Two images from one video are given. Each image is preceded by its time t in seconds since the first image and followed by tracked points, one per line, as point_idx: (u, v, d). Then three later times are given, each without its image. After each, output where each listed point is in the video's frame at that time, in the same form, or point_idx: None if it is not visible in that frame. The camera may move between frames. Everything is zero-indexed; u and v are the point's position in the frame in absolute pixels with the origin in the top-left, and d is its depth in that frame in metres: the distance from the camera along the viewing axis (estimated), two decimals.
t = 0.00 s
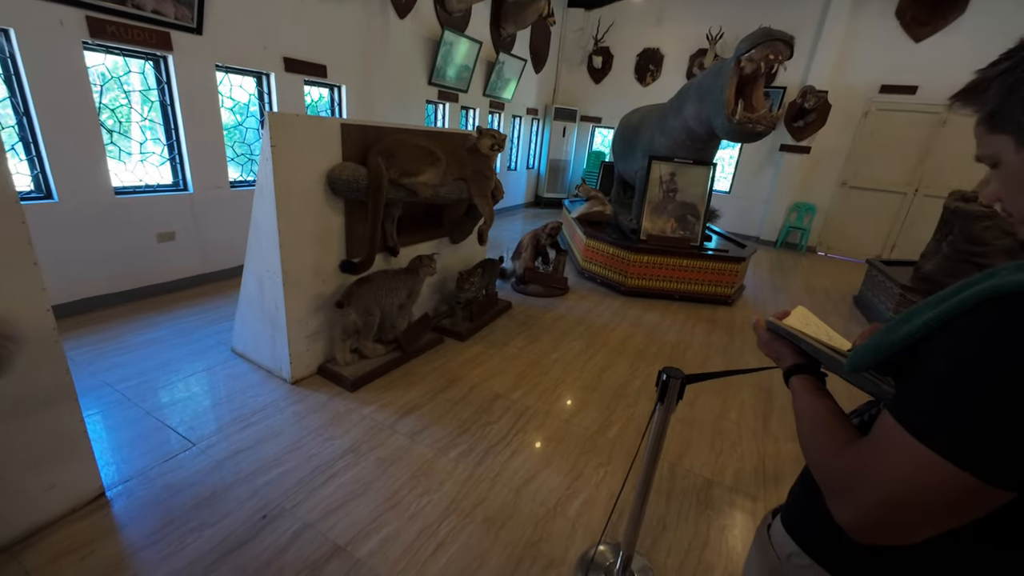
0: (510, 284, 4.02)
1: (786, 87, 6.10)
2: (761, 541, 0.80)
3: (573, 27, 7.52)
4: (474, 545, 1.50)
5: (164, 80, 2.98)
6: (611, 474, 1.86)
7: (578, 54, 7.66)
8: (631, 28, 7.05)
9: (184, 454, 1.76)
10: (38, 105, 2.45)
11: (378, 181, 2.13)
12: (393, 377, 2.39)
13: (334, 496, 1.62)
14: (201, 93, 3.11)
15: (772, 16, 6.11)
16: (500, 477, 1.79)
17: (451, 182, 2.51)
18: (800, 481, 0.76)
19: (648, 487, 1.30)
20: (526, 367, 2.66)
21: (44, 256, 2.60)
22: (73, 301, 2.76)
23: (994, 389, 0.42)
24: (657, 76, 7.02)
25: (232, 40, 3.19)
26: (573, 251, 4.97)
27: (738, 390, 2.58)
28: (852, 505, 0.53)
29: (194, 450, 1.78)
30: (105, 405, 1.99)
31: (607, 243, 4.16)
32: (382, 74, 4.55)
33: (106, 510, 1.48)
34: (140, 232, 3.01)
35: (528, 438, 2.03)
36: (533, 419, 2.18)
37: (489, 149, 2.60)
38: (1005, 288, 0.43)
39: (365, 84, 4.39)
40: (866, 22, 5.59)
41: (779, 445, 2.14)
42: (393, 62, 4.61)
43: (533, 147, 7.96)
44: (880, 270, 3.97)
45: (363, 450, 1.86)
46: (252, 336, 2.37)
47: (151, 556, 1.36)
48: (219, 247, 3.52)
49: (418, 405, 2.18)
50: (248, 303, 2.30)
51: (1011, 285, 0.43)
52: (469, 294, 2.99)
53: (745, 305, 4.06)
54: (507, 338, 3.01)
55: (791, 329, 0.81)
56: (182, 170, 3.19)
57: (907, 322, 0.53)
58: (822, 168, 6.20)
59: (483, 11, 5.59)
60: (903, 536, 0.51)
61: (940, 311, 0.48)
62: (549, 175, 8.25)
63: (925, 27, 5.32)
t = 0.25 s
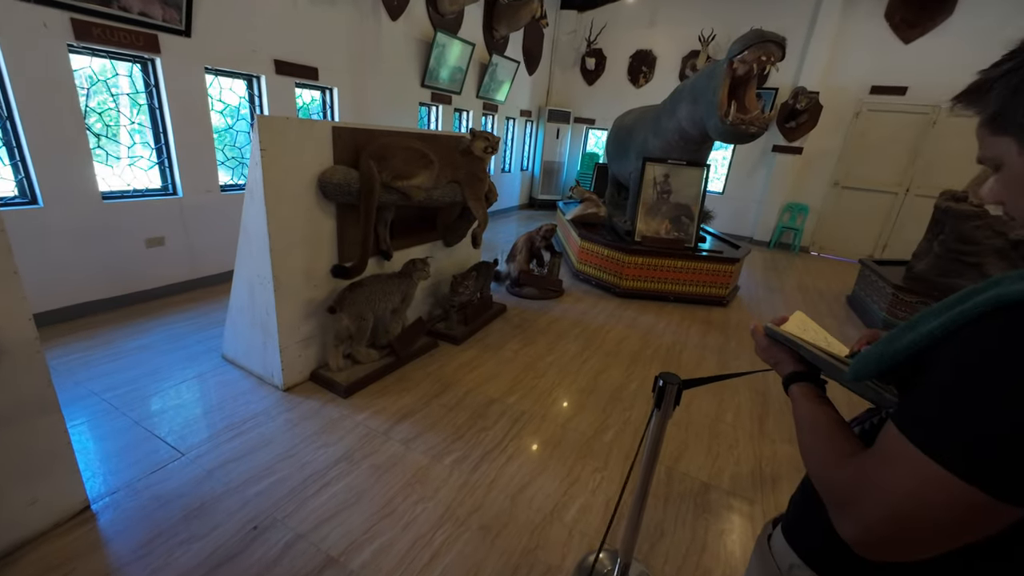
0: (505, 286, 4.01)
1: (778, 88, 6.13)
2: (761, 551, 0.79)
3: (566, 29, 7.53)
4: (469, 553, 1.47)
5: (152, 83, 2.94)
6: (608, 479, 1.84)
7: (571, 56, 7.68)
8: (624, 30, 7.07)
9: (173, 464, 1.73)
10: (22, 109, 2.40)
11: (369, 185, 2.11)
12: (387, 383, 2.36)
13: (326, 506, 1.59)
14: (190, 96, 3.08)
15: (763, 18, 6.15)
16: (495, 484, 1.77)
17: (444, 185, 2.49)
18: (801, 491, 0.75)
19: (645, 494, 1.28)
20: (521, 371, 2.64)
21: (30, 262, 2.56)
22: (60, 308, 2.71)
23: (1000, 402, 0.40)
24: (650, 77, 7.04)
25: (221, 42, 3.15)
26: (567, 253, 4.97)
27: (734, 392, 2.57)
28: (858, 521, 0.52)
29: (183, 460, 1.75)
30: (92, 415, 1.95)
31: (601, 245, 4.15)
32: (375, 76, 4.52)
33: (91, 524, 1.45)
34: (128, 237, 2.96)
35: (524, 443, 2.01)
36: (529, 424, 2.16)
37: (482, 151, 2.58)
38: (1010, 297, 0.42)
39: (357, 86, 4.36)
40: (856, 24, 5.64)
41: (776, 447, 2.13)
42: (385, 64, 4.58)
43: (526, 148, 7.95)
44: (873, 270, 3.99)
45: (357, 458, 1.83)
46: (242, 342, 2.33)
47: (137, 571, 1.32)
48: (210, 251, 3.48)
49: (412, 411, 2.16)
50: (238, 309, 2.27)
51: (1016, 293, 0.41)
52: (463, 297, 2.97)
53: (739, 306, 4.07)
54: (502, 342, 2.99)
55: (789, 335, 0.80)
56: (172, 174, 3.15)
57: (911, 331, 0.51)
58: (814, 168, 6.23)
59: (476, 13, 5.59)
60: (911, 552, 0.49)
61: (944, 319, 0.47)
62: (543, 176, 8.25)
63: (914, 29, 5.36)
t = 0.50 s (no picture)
0: (501, 289, 3.99)
1: (771, 90, 6.16)
2: (758, 558, 0.78)
3: (561, 31, 7.54)
4: (465, 560, 1.46)
5: (143, 86, 2.91)
6: (604, 483, 1.83)
7: (566, 58, 7.69)
8: (618, 32, 7.09)
9: (163, 472, 1.70)
10: (10, 113, 2.37)
11: (363, 188, 2.09)
12: (381, 388, 2.34)
13: (319, 513, 1.57)
14: (182, 99, 3.05)
15: (756, 20, 6.18)
16: (491, 489, 1.75)
17: (438, 188, 2.47)
18: (798, 498, 0.74)
19: (641, 500, 1.27)
20: (517, 374, 2.62)
21: (18, 267, 2.53)
22: (49, 314, 2.68)
23: (999, 409, 0.39)
24: (644, 79, 7.06)
25: (213, 45, 3.13)
26: (563, 255, 4.96)
27: (729, 394, 2.57)
28: (853, 529, 0.51)
29: (174, 468, 1.72)
30: (81, 422, 1.92)
31: (597, 247, 4.15)
32: (369, 79, 4.51)
33: (79, 535, 1.42)
34: (119, 242, 2.93)
35: (519, 447, 2.00)
36: (524, 427, 2.15)
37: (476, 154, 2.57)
38: (1008, 302, 0.41)
39: (351, 89, 4.35)
40: (848, 26, 5.68)
41: (772, 449, 2.13)
42: (379, 67, 4.57)
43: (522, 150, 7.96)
44: (867, 270, 4.01)
45: (350, 464, 1.81)
46: (234, 348, 2.31)
47: None
48: (202, 256, 3.44)
49: (407, 416, 2.14)
50: (230, 314, 2.24)
51: (1014, 298, 0.41)
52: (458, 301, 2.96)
53: (735, 307, 4.07)
54: (497, 345, 2.98)
55: (784, 339, 0.79)
56: (163, 178, 3.12)
57: (906, 335, 0.51)
58: (808, 169, 6.27)
59: (470, 15, 5.58)
60: (907, 561, 0.49)
61: (940, 323, 0.46)
62: (538, 178, 8.25)
63: (905, 31, 5.40)
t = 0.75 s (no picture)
0: (498, 292, 3.99)
1: (766, 93, 6.19)
2: (757, 562, 0.78)
3: (557, 35, 7.57)
4: (462, 567, 1.45)
5: (138, 89, 2.90)
6: (602, 487, 1.82)
7: (562, 61, 7.71)
8: (614, 35, 7.11)
9: (157, 479, 1.68)
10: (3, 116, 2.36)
11: (359, 191, 2.08)
12: (378, 392, 2.33)
13: (315, 520, 1.56)
14: (177, 103, 3.04)
15: (751, 23, 6.21)
16: (489, 494, 1.74)
17: (434, 191, 2.47)
18: (795, 503, 0.74)
19: (638, 504, 1.26)
20: (514, 378, 2.61)
21: (10, 272, 2.50)
22: (42, 318, 2.66)
23: (999, 413, 0.39)
24: (640, 82, 7.08)
25: (209, 48, 3.12)
26: (560, 257, 4.96)
27: (727, 397, 2.57)
28: (850, 534, 0.50)
29: (168, 475, 1.71)
30: (74, 428, 1.90)
31: (593, 249, 4.15)
32: (365, 82, 4.50)
33: (71, 543, 1.40)
34: (113, 246, 2.91)
35: (517, 452, 1.99)
36: (522, 431, 2.14)
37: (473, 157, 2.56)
38: (1009, 307, 0.41)
39: (347, 92, 4.34)
40: (842, 30, 5.72)
41: (769, 452, 2.13)
42: (376, 70, 4.57)
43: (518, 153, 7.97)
44: (862, 272, 4.02)
45: (346, 470, 1.80)
46: (230, 352, 2.29)
47: None
48: (198, 259, 3.43)
49: (403, 420, 2.13)
50: (225, 318, 2.23)
51: (1015, 302, 0.40)
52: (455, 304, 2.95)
53: (731, 310, 4.08)
54: (495, 348, 2.97)
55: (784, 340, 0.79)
56: (158, 182, 3.11)
57: (905, 339, 0.50)
58: (804, 171, 6.30)
59: (467, 18, 5.59)
60: (905, 568, 0.48)
61: (940, 327, 0.46)
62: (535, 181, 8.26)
63: (899, 34, 5.45)
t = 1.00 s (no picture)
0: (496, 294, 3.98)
1: (764, 95, 6.21)
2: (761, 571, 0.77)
3: (555, 37, 7.58)
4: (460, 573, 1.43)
5: (135, 92, 2.89)
6: (601, 491, 1.81)
7: (561, 63, 7.73)
8: (612, 38, 7.13)
9: (151, 485, 1.66)
10: None
11: (356, 194, 2.07)
12: (375, 396, 2.31)
13: (311, 525, 1.54)
14: (173, 105, 3.02)
15: (749, 26, 6.23)
16: (487, 499, 1.72)
17: (432, 193, 2.46)
18: (800, 511, 0.74)
19: (639, 509, 1.25)
20: (513, 381, 2.60)
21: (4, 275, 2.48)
22: (37, 321, 2.64)
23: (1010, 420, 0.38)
24: (638, 85, 7.10)
25: (206, 50, 3.11)
26: (558, 259, 4.96)
27: (726, 400, 2.56)
28: (859, 545, 0.49)
29: (163, 480, 1.69)
30: (68, 433, 1.88)
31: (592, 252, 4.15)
32: (363, 84, 4.50)
33: (63, 550, 1.38)
34: (109, 249, 2.90)
35: (515, 455, 1.98)
36: (520, 435, 2.12)
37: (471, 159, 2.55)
38: (1019, 311, 0.40)
39: (345, 94, 4.34)
40: (839, 32, 5.74)
41: (769, 455, 2.12)
42: (374, 72, 4.57)
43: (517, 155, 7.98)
44: (861, 274, 4.02)
45: (343, 475, 1.78)
46: (226, 356, 2.27)
47: None
48: (194, 262, 3.41)
49: (401, 424, 2.11)
50: (222, 321, 2.21)
51: None
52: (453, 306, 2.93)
53: (730, 312, 4.08)
54: (493, 351, 2.96)
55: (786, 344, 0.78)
56: (155, 184, 3.09)
57: (912, 345, 0.50)
58: (802, 173, 6.31)
59: (465, 21, 5.60)
60: None
61: (948, 332, 0.45)
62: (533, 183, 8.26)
63: (895, 37, 5.47)
